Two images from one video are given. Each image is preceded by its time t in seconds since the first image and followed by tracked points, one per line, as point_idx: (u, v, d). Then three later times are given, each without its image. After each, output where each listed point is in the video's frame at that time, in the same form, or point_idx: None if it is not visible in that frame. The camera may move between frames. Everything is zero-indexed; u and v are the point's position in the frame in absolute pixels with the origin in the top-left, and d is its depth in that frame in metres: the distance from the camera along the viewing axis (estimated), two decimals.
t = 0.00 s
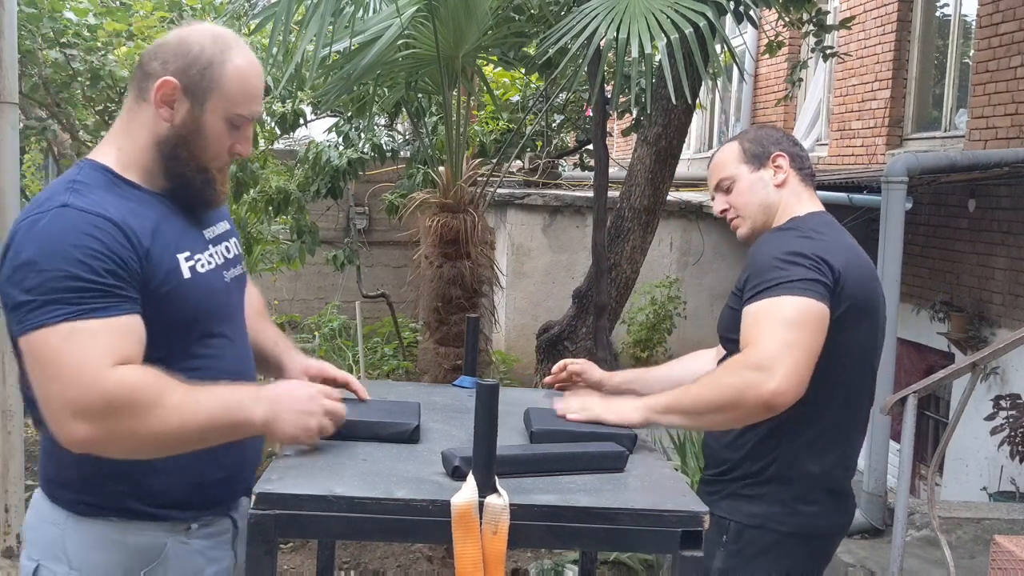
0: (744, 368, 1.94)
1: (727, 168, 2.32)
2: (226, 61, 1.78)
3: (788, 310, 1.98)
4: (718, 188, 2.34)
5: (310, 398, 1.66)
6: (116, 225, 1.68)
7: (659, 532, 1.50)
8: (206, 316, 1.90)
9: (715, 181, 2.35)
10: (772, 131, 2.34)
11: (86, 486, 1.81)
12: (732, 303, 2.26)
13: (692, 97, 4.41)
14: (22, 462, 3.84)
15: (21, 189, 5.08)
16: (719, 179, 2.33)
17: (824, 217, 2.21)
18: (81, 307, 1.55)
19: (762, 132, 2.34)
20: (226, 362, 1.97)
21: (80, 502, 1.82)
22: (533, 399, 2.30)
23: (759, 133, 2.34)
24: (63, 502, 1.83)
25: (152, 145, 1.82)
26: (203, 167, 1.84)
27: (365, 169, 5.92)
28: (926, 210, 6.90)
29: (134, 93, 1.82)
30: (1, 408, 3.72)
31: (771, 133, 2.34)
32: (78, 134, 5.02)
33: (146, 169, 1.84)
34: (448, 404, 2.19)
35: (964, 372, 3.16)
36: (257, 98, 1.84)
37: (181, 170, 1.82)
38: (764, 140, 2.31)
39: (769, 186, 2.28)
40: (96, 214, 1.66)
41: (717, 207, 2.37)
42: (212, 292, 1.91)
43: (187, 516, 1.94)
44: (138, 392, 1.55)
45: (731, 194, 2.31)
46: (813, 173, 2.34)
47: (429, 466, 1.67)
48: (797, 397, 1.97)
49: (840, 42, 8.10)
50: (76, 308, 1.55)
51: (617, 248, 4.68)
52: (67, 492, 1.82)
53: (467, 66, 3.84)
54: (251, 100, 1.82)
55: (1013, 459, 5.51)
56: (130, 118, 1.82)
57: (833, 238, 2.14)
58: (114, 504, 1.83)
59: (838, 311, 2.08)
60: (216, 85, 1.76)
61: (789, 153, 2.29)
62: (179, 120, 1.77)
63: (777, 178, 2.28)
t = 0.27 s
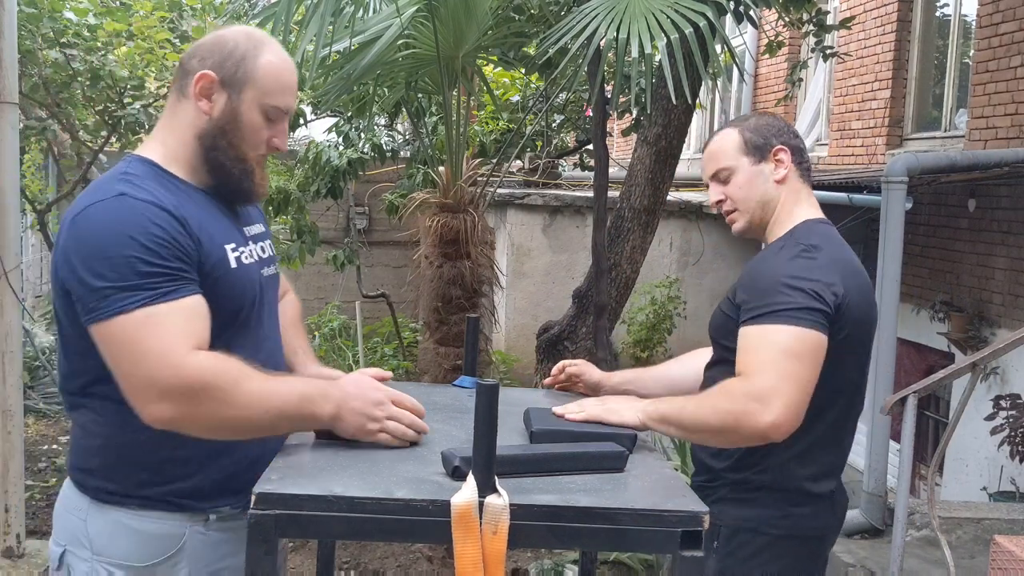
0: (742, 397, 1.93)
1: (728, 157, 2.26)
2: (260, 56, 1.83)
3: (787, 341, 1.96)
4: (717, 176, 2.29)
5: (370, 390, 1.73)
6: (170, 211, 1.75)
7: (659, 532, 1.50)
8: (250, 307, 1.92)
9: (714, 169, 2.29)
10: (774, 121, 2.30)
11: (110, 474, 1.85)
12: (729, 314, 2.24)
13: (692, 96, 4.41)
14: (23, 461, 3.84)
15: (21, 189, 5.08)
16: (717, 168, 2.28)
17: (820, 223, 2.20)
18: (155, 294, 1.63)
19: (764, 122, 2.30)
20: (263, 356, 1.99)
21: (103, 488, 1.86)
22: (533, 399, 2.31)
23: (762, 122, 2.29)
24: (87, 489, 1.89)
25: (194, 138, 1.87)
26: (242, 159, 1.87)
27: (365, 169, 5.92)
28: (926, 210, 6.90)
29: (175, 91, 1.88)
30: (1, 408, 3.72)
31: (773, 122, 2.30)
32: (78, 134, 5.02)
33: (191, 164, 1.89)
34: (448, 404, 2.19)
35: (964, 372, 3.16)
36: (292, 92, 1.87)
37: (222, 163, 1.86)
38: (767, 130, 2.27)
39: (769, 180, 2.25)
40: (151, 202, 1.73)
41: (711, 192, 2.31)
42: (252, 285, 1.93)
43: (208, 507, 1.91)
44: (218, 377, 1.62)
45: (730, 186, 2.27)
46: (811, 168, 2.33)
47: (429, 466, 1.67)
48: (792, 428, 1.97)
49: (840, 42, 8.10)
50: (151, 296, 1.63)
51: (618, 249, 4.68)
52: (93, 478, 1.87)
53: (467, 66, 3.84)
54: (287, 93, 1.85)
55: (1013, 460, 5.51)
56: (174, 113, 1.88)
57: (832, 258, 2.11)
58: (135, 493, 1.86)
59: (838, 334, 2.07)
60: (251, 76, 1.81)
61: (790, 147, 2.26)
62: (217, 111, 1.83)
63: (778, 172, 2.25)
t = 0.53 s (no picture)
0: (706, 413, 1.89)
1: (704, 156, 2.15)
2: (288, 62, 1.87)
3: (761, 371, 1.91)
4: (693, 175, 2.19)
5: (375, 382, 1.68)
6: (188, 198, 1.75)
7: (659, 532, 1.50)
8: (262, 308, 1.92)
9: (689, 167, 2.19)
10: (752, 113, 2.18)
11: (119, 469, 1.85)
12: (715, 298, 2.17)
13: (692, 96, 4.41)
14: (22, 460, 3.84)
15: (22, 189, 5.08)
16: (692, 167, 2.18)
17: (803, 227, 2.12)
18: (169, 278, 1.63)
19: (741, 115, 2.17)
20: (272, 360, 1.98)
21: (112, 484, 1.86)
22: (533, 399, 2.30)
23: (739, 116, 2.17)
24: (95, 486, 1.89)
25: (218, 136, 1.88)
26: (264, 161, 1.88)
27: (365, 169, 5.93)
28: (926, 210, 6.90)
29: (202, 91, 1.89)
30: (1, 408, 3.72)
31: (751, 115, 2.17)
32: (78, 134, 5.01)
33: (213, 163, 1.89)
34: (448, 404, 2.19)
35: (964, 372, 3.16)
36: (316, 97, 1.90)
37: (245, 162, 1.86)
38: (744, 125, 2.15)
39: (746, 181, 2.15)
40: (171, 190, 1.73)
41: (687, 192, 2.22)
42: (263, 286, 1.92)
43: (214, 504, 1.90)
44: (225, 359, 1.62)
45: (706, 186, 2.17)
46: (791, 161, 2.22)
47: (429, 466, 1.67)
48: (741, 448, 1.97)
49: (840, 42, 8.10)
50: (165, 280, 1.63)
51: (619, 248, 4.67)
52: (103, 473, 1.87)
53: (467, 66, 3.84)
54: (311, 97, 1.89)
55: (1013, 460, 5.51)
56: (201, 111, 1.89)
57: (820, 267, 2.03)
58: (144, 489, 1.85)
59: (825, 343, 2.00)
60: (280, 79, 1.84)
61: (769, 143, 2.15)
62: (246, 110, 1.84)
63: (755, 172, 2.15)
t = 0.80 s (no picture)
0: (629, 383, 1.93)
1: (672, 164, 2.15)
2: (284, 65, 1.87)
3: (690, 362, 1.94)
4: (662, 183, 2.19)
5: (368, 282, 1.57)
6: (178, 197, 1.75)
7: (659, 532, 1.50)
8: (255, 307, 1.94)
9: (658, 174, 2.18)
10: (718, 116, 2.16)
11: (118, 475, 1.84)
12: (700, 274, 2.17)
13: (692, 97, 4.41)
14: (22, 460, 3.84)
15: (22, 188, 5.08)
16: (662, 175, 2.17)
17: (774, 224, 2.12)
18: (159, 271, 1.61)
19: (708, 118, 2.16)
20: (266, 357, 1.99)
21: (111, 489, 1.85)
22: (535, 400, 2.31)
23: (705, 120, 2.16)
24: (92, 491, 1.88)
25: (210, 136, 1.88)
26: (256, 163, 1.89)
27: (365, 169, 5.93)
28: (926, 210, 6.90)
29: (194, 91, 1.89)
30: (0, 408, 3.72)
31: (718, 118, 2.16)
32: (77, 134, 5.01)
33: (203, 163, 1.89)
34: (448, 404, 2.19)
35: (964, 372, 3.16)
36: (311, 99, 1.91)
37: (237, 163, 1.87)
38: (711, 130, 2.14)
39: (717, 187, 2.15)
40: (162, 190, 1.73)
41: (658, 200, 2.21)
42: (256, 282, 1.96)
43: (213, 509, 1.91)
44: (221, 337, 1.58)
45: (677, 194, 2.17)
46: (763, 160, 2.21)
47: (429, 466, 1.67)
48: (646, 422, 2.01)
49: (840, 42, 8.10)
50: (156, 272, 1.61)
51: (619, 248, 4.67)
52: (102, 478, 1.86)
53: (467, 66, 3.84)
54: (305, 99, 1.89)
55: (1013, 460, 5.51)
56: (192, 111, 1.89)
57: (796, 268, 2.03)
58: (143, 493, 1.84)
59: (790, 342, 2.02)
60: (275, 82, 1.85)
61: (737, 147, 2.14)
62: (239, 113, 1.84)
63: (726, 177, 2.15)
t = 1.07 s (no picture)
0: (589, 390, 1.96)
1: (647, 171, 2.15)
2: (248, 58, 1.84)
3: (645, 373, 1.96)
4: (639, 190, 2.18)
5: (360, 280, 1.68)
6: (162, 205, 1.75)
7: (659, 532, 1.50)
8: (238, 307, 1.94)
9: (634, 181, 2.18)
10: (690, 120, 2.17)
11: (111, 485, 1.83)
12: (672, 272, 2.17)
13: (692, 97, 4.41)
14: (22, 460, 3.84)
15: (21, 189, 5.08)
16: (638, 182, 2.17)
17: (749, 225, 2.13)
18: (157, 284, 1.61)
19: (680, 122, 2.16)
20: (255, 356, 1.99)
21: (105, 500, 1.84)
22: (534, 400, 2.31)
23: (677, 125, 2.16)
24: (83, 502, 1.86)
25: (178, 139, 1.86)
26: (228, 162, 1.88)
27: (365, 169, 5.93)
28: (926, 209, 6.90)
29: (158, 91, 1.87)
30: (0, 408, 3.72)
31: (691, 122, 2.17)
32: (78, 134, 5.01)
33: (174, 165, 1.88)
34: (448, 404, 2.19)
35: (964, 372, 3.16)
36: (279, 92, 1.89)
37: (209, 165, 1.86)
38: (684, 134, 2.14)
39: (694, 191, 2.16)
40: (140, 195, 1.72)
41: (635, 206, 2.21)
42: (238, 282, 1.95)
43: (206, 515, 1.91)
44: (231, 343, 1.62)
45: (654, 201, 2.17)
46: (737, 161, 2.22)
47: (429, 466, 1.67)
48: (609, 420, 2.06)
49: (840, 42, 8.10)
50: (155, 285, 1.61)
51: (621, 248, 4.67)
52: (94, 489, 1.84)
53: (467, 66, 3.84)
54: (273, 93, 1.87)
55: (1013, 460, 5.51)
56: (158, 114, 1.86)
57: (757, 277, 2.02)
58: (138, 502, 1.84)
59: (753, 350, 2.02)
60: (240, 78, 1.82)
61: (712, 151, 2.15)
62: (205, 113, 1.82)
63: (702, 181, 2.15)
